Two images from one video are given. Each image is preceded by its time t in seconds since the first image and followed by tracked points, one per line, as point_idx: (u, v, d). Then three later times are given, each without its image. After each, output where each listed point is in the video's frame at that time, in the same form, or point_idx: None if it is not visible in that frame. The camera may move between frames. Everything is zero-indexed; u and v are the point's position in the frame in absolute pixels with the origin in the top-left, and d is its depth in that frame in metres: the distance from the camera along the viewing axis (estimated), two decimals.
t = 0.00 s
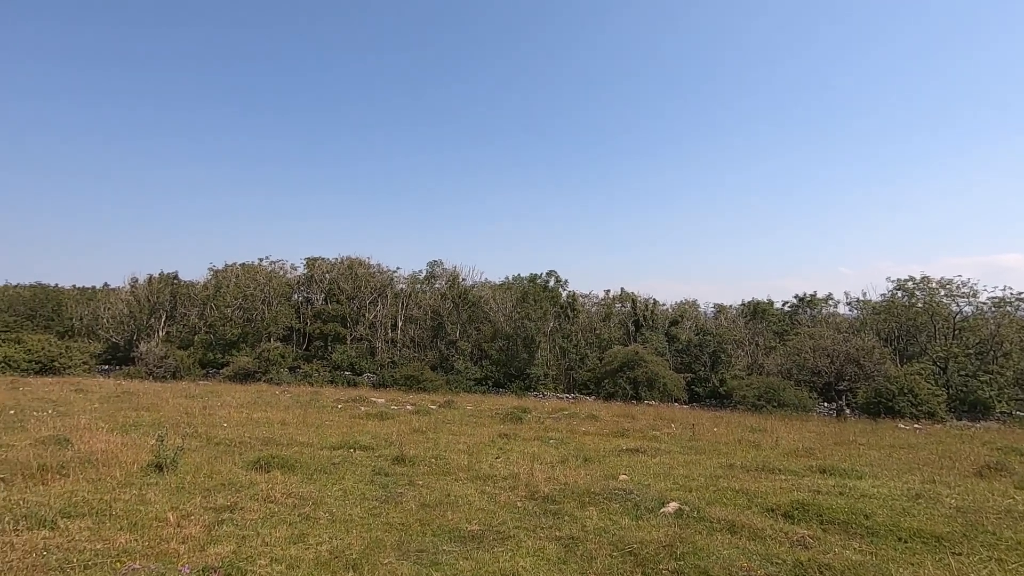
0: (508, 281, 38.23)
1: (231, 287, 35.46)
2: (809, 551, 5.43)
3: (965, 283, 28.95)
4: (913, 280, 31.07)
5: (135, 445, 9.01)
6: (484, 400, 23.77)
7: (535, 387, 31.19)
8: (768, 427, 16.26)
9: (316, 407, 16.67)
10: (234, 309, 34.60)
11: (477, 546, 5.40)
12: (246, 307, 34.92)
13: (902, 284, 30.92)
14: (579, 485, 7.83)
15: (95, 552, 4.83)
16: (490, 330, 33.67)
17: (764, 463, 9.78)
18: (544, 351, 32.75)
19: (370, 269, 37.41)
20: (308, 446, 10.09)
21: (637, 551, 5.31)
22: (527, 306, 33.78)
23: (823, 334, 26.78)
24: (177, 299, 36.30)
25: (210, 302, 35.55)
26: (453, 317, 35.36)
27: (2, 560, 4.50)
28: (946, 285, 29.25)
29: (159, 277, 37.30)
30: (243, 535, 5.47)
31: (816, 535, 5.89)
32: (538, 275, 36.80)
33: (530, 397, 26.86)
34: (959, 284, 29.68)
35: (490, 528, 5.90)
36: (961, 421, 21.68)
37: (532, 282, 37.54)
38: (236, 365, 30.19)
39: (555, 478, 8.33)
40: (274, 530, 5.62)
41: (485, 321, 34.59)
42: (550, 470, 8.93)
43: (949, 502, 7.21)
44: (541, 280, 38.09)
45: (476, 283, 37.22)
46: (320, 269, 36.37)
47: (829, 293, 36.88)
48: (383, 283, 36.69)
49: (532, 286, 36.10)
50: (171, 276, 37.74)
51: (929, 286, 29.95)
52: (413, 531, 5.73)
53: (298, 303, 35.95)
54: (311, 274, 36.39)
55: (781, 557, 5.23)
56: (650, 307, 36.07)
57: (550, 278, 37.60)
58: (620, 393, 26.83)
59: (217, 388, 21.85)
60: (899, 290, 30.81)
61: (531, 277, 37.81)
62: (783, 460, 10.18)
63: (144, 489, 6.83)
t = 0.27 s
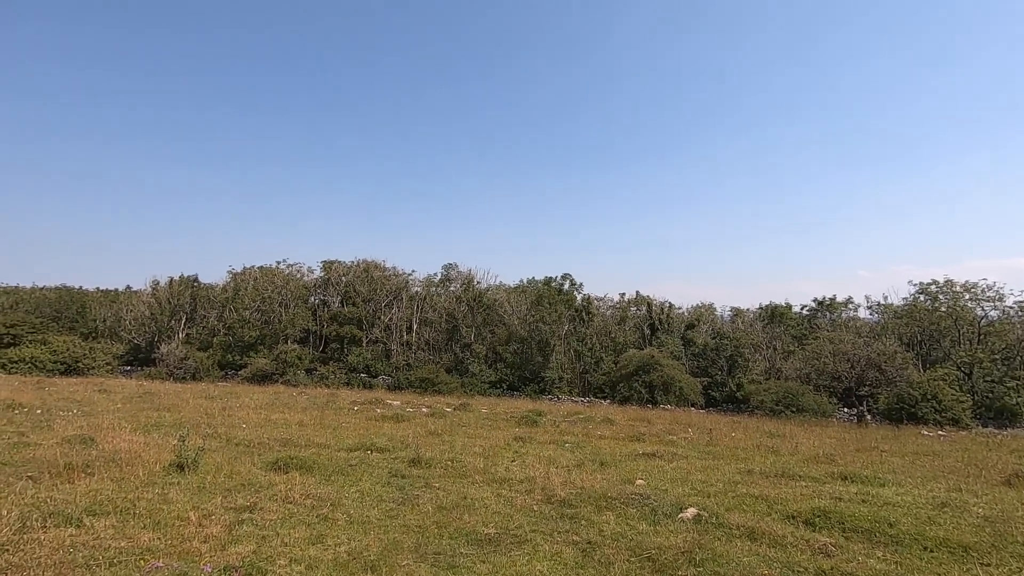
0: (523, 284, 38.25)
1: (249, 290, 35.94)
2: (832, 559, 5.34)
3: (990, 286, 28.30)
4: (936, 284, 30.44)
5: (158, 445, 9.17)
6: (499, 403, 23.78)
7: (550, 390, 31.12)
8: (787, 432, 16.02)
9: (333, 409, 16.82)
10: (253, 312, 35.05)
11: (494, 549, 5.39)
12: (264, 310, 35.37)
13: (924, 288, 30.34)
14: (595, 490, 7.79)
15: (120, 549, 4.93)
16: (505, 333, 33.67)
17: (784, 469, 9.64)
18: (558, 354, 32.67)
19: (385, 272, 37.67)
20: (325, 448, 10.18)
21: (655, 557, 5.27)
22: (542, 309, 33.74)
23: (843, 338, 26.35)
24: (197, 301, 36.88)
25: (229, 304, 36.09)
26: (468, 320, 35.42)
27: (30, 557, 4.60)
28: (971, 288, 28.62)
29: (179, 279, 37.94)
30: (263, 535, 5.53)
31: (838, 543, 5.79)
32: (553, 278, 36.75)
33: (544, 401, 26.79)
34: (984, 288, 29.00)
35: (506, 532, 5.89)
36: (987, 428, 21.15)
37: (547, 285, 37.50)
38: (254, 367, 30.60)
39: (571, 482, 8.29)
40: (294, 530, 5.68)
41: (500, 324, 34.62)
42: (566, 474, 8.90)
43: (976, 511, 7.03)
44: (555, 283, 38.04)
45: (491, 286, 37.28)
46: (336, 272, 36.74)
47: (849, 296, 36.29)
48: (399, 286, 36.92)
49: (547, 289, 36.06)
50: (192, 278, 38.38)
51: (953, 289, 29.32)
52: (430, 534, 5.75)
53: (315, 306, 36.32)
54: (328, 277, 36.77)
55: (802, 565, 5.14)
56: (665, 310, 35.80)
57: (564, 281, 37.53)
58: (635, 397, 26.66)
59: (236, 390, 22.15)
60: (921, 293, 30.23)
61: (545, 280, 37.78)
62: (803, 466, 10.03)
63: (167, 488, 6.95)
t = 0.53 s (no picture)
0: (534, 286, 38.25)
1: (263, 292, 36.33)
2: (850, 564, 5.26)
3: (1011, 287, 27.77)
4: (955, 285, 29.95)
5: (175, 446, 9.30)
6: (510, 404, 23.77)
7: (561, 392, 31.07)
8: (802, 435, 15.84)
9: (347, 410, 16.93)
10: (266, 314, 35.39)
11: (508, 550, 5.40)
12: (277, 312, 35.70)
13: (942, 289, 29.86)
14: (609, 492, 7.76)
15: (140, 548, 4.99)
16: (516, 335, 33.70)
17: (800, 472, 9.53)
18: (570, 356, 32.59)
19: (397, 274, 37.83)
20: (339, 449, 10.24)
21: (670, 560, 5.23)
22: (553, 311, 33.68)
23: (859, 339, 26.00)
24: (212, 303, 37.31)
25: (243, 306, 36.47)
26: (479, 321, 35.44)
27: (54, 555, 4.69)
28: (990, 289, 28.13)
29: (194, 282, 38.42)
30: (278, 535, 5.58)
31: (856, 548, 5.71)
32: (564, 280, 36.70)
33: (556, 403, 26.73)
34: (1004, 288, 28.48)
35: (520, 533, 5.88)
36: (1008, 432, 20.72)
37: (558, 287, 37.46)
38: (267, 368, 30.91)
39: (585, 484, 8.27)
40: (309, 531, 5.72)
41: (511, 326, 34.62)
42: (579, 476, 8.86)
43: (998, 516, 6.90)
44: (567, 285, 37.99)
45: (502, 288, 37.29)
46: (349, 275, 37.02)
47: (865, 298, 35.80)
48: (410, 288, 37.07)
49: (558, 291, 36.02)
50: (206, 281, 38.85)
51: (972, 290, 28.84)
52: (444, 535, 5.76)
53: (327, 308, 36.58)
54: (340, 279, 37.03)
55: (820, 569, 5.09)
56: (677, 312, 35.58)
57: (576, 283, 37.44)
58: (647, 399, 26.53)
59: (251, 391, 22.36)
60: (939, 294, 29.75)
61: (556, 282, 37.74)
62: (819, 469, 9.91)
63: (184, 488, 7.03)
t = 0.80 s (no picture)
0: (543, 286, 38.20)
1: (274, 293, 36.61)
2: (866, 566, 5.21)
3: None
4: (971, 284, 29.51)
5: (189, 445, 9.40)
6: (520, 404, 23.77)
7: (571, 393, 31.03)
8: (815, 435, 15.70)
9: (358, 410, 17.02)
10: (277, 314, 35.67)
11: (520, 550, 5.40)
12: (288, 312, 35.97)
13: (958, 288, 29.45)
14: (620, 492, 7.74)
15: (157, 546, 5.05)
16: (525, 335, 33.71)
17: (814, 473, 9.44)
18: (580, 356, 32.52)
19: (407, 275, 37.96)
20: (351, 449, 10.30)
21: (684, 561, 5.20)
22: (562, 311, 33.62)
23: (873, 339, 25.70)
24: (224, 304, 37.65)
25: (254, 307, 36.78)
26: (488, 322, 35.44)
27: (73, 553, 4.76)
28: (1007, 287, 27.71)
29: (207, 284, 38.80)
30: (292, 534, 5.62)
31: (872, 549, 5.65)
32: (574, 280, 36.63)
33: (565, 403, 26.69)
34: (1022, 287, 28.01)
35: (532, 534, 5.88)
36: None
37: (568, 287, 37.41)
38: (279, 369, 31.16)
39: (596, 484, 8.25)
40: (322, 530, 5.75)
41: (520, 326, 34.60)
42: (590, 476, 8.84)
43: (1017, 518, 6.79)
44: (576, 285, 37.92)
45: (511, 288, 37.29)
46: (359, 276, 37.20)
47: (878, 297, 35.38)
48: (420, 288, 37.17)
49: (568, 291, 35.96)
50: (218, 282, 39.20)
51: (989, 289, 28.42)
52: (456, 534, 5.77)
53: (338, 309, 36.76)
54: (350, 280, 37.24)
55: (835, 571, 5.04)
56: (688, 312, 35.38)
57: (585, 283, 37.36)
58: (658, 399, 26.42)
59: (263, 391, 22.55)
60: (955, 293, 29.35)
61: (566, 282, 37.68)
62: (832, 470, 9.82)
63: (199, 487, 7.11)
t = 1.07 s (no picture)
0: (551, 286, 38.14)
1: (283, 294, 36.83)
2: (881, 567, 5.16)
3: None
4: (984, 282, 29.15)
5: (201, 445, 9.47)
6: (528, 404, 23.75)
7: (579, 393, 30.99)
8: (827, 435, 15.57)
9: (367, 410, 17.08)
10: (286, 315, 35.89)
11: (530, 550, 5.40)
12: (297, 313, 36.19)
13: (971, 286, 29.10)
14: (630, 492, 7.72)
15: (170, 545, 5.10)
16: (533, 335, 33.70)
17: (826, 474, 9.36)
18: (588, 356, 32.44)
19: (415, 275, 38.05)
20: (361, 448, 10.34)
21: (696, 562, 5.17)
22: (570, 311, 33.55)
23: (885, 338, 25.43)
24: (234, 305, 37.91)
25: (264, 308, 37.02)
26: (496, 322, 35.43)
27: (88, 551, 4.81)
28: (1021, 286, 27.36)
29: (217, 285, 39.09)
30: (303, 533, 5.65)
31: (886, 550, 5.59)
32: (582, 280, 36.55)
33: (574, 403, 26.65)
34: None
35: (542, 534, 5.88)
36: None
37: (576, 287, 37.34)
38: (288, 369, 31.36)
39: (606, 485, 8.22)
40: (333, 529, 5.78)
41: (528, 326, 34.58)
42: (599, 477, 8.82)
43: None
44: (584, 285, 37.84)
45: (519, 288, 37.27)
46: (367, 276, 37.34)
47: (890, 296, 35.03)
48: (427, 289, 37.24)
49: (576, 291, 35.88)
50: (228, 283, 39.49)
51: (1003, 288, 28.06)
52: (467, 534, 5.78)
53: (346, 310, 36.92)
54: (359, 281, 37.39)
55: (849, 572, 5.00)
56: (696, 311, 35.20)
57: (593, 283, 37.26)
58: (667, 399, 26.33)
59: (273, 392, 22.69)
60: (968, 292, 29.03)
61: (574, 282, 37.62)
62: (844, 471, 9.73)
63: (211, 486, 7.17)
